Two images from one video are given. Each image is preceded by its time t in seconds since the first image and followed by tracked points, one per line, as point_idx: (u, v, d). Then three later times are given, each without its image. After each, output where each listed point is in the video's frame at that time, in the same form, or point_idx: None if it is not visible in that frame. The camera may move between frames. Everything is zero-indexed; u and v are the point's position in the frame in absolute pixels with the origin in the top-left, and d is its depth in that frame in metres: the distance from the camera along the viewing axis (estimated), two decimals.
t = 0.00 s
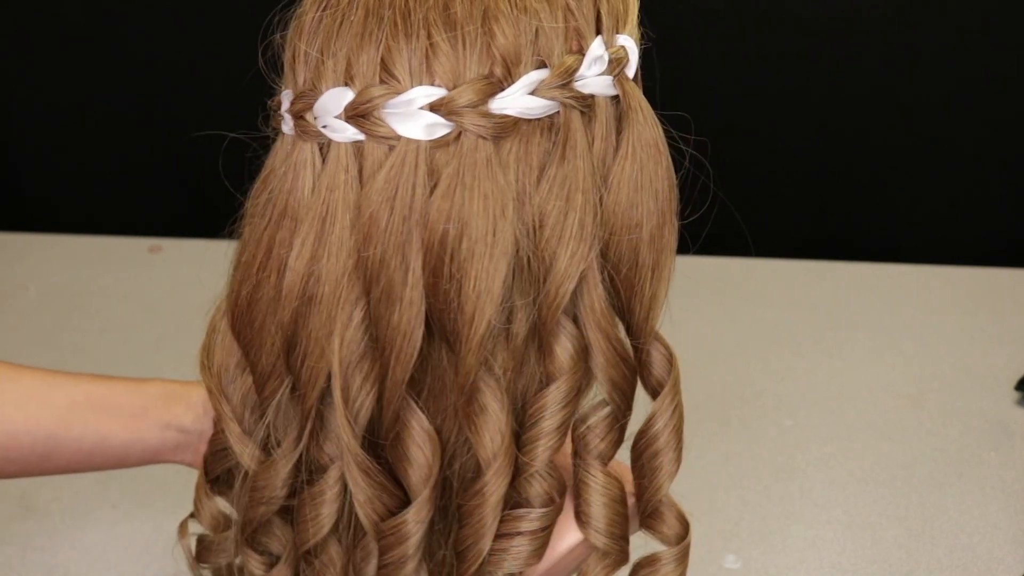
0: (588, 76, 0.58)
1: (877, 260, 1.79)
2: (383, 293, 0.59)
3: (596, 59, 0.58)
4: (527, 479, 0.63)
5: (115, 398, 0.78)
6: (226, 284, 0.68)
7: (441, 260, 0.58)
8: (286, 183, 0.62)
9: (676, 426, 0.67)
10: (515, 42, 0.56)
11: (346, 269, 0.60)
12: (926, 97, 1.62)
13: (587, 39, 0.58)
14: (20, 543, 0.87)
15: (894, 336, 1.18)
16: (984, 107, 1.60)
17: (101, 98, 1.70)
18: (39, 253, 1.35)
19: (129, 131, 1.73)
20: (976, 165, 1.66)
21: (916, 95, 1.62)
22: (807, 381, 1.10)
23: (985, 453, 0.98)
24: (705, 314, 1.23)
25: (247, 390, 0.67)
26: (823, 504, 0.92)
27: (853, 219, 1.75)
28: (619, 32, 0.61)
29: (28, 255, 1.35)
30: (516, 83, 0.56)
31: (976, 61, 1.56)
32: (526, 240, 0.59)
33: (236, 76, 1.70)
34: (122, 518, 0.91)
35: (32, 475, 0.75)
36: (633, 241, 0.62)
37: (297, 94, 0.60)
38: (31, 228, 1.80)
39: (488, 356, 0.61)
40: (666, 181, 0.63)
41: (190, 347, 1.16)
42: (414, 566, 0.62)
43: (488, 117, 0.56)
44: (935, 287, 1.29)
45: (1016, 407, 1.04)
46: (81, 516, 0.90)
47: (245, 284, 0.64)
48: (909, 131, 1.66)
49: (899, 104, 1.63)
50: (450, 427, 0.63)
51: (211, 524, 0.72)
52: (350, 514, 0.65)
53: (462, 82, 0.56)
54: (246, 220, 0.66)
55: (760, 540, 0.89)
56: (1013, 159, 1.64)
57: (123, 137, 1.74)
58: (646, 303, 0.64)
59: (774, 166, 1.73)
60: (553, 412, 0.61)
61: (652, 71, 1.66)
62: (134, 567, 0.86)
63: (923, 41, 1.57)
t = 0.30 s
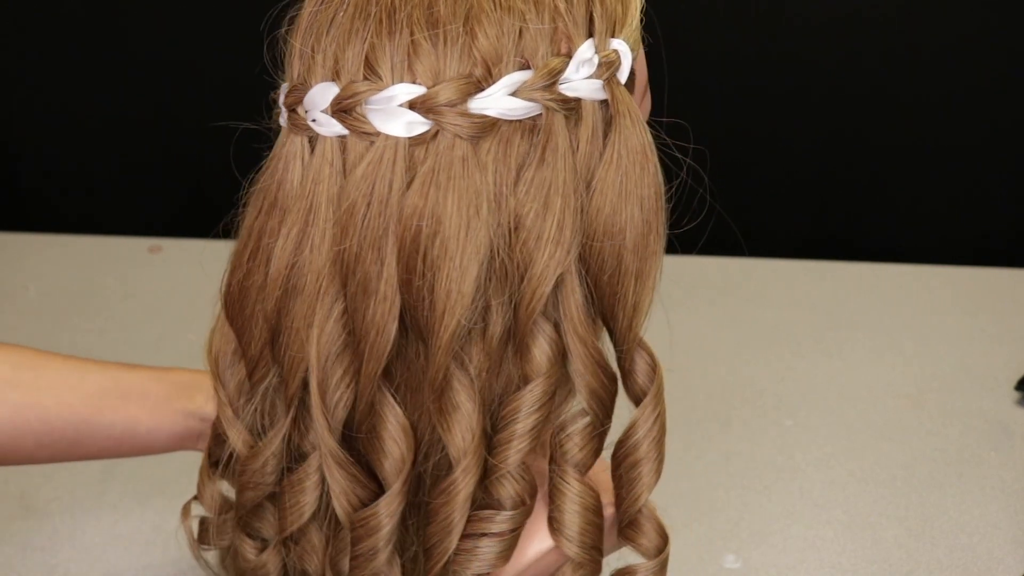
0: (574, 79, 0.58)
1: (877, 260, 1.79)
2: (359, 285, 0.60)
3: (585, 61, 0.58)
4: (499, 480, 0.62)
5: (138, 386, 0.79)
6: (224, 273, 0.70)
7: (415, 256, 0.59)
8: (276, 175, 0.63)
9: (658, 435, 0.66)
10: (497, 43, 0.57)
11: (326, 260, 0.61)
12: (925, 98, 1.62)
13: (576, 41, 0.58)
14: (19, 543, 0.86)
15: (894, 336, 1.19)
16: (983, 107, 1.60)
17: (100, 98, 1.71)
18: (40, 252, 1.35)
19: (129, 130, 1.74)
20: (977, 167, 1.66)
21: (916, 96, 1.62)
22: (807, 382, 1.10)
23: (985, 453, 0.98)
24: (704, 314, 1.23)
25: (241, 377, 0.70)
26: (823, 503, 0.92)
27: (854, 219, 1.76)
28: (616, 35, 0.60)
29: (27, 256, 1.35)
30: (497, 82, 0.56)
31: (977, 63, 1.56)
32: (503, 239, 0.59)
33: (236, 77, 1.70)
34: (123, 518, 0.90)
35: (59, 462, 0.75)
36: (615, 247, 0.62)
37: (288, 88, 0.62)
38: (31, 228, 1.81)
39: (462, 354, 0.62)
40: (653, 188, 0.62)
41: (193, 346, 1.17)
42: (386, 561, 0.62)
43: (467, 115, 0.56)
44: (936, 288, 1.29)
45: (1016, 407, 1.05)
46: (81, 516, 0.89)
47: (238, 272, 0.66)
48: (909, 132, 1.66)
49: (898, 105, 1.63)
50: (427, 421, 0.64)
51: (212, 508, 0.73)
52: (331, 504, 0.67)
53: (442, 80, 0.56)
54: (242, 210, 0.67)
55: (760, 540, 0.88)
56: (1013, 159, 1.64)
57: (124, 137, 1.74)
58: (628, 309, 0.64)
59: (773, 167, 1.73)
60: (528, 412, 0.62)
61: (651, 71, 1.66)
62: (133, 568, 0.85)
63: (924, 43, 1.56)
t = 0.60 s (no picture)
0: (564, 81, 0.58)
1: (877, 259, 1.79)
2: (346, 281, 0.61)
3: (578, 63, 0.58)
4: (482, 480, 0.63)
5: (157, 377, 0.83)
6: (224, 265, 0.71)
7: (399, 253, 0.59)
8: (272, 170, 0.64)
9: (645, 440, 0.66)
10: (486, 44, 0.57)
11: (316, 255, 0.62)
12: (925, 98, 1.62)
13: (569, 43, 0.58)
14: (20, 543, 0.86)
15: (895, 336, 1.19)
16: (983, 107, 1.60)
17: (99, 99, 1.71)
18: (40, 253, 1.35)
19: (129, 130, 1.74)
20: (977, 167, 1.66)
21: (915, 96, 1.62)
22: (807, 381, 1.11)
23: (985, 453, 0.98)
24: (704, 313, 1.23)
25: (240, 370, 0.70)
26: (822, 503, 0.92)
27: (853, 219, 1.76)
28: (613, 38, 0.60)
29: (25, 257, 1.35)
30: (485, 83, 0.56)
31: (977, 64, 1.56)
32: (489, 239, 0.59)
33: (237, 77, 1.70)
34: (124, 518, 0.90)
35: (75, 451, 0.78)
36: (602, 251, 0.61)
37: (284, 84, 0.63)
38: (32, 228, 1.81)
39: (447, 352, 0.62)
40: (644, 194, 0.62)
41: (195, 344, 1.17)
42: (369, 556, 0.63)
43: (454, 115, 0.57)
44: (937, 288, 1.29)
45: (1016, 407, 1.05)
46: (83, 515, 0.90)
47: (234, 265, 0.67)
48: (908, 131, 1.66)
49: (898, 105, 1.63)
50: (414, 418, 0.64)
51: (213, 498, 0.74)
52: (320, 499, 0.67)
53: (431, 79, 0.57)
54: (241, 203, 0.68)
55: (759, 540, 0.88)
56: (1013, 158, 1.64)
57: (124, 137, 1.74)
58: (616, 313, 0.63)
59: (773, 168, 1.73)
60: (512, 413, 0.61)
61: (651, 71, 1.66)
62: (134, 568, 0.85)
63: (923, 43, 1.56)
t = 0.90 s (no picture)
0: (554, 83, 0.58)
1: (877, 259, 1.79)
2: (332, 276, 0.61)
3: (567, 65, 0.58)
4: (462, 478, 0.62)
5: (177, 366, 0.83)
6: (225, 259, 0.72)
7: (382, 250, 0.59)
8: (269, 165, 0.65)
9: (630, 445, 0.65)
10: (474, 45, 0.57)
11: (305, 247, 0.62)
12: (925, 98, 1.62)
13: (560, 44, 0.58)
14: (20, 543, 0.86)
15: (895, 336, 1.19)
16: (983, 108, 1.60)
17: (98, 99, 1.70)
18: (40, 253, 1.35)
19: (129, 131, 1.74)
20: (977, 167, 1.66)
21: (916, 96, 1.62)
22: (807, 381, 1.11)
23: (985, 453, 0.98)
24: (704, 313, 1.23)
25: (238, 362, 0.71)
26: (823, 504, 0.92)
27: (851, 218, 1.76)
28: (606, 40, 0.60)
29: (24, 257, 1.35)
30: (473, 83, 0.57)
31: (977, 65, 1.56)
32: (473, 236, 0.59)
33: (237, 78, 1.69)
34: (124, 519, 0.90)
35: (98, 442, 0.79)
36: (588, 255, 0.60)
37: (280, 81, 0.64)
38: (30, 228, 1.80)
39: (430, 349, 0.62)
40: (633, 198, 0.62)
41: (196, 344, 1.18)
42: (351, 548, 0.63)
43: (440, 114, 0.57)
44: (936, 288, 1.29)
45: (1016, 407, 1.05)
46: (81, 516, 0.89)
47: (232, 257, 0.68)
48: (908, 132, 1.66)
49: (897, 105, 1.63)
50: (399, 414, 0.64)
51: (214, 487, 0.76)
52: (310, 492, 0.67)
53: (418, 78, 0.57)
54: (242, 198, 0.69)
55: (759, 541, 0.88)
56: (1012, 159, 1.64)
57: (124, 138, 1.74)
58: (601, 316, 0.62)
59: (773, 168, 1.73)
60: (495, 412, 0.61)
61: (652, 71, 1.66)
62: (133, 568, 0.85)
63: (923, 44, 1.56)
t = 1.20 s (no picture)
0: (541, 85, 0.58)
1: (876, 258, 1.77)
2: (318, 269, 0.62)
3: (556, 67, 0.58)
4: (439, 476, 0.62)
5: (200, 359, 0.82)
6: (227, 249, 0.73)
7: (365, 244, 0.59)
8: (267, 157, 0.66)
9: (610, 451, 0.64)
10: (461, 44, 0.58)
11: (295, 238, 0.63)
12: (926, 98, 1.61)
13: (549, 45, 0.58)
14: (20, 543, 0.86)
15: (896, 336, 1.19)
16: (986, 109, 1.57)
17: (96, 99, 1.70)
18: (40, 254, 1.36)
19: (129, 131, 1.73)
20: (976, 166, 1.63)
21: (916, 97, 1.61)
22: (807, 381, 1.11)
23: (985, 453, 0.99)
24: (704, 313, 1.24)
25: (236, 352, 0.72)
26: (823, 504, 0.93)
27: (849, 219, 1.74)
28: (599, 43, 0.60)
29: (24, 258, 1.35)
30: (459, 82, 0.57)
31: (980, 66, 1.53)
32: (453, 233, 0.59)
33: (236, 79, 1.68)
34: (124, 518, 0.90)
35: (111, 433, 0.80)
36: (572, 259, 0.60)
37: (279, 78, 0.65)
38: (31, 228, 1.80)
39: (411, 346, 0.62)
40: (618, 202, 0.61)
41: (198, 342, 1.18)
42: (330, 539, 0.63)
43: (425, 112, 0.57)
44: (935, 288, 1.30)
45: (1016, 407, 1.05)
46: (82, 515, 0.90)
47: (232, 248, 0.69)
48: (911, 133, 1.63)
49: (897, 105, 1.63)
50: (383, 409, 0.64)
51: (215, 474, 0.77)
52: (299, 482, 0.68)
53: (404, 75, 0.58)
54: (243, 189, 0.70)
55: (760, 541, 0.88)
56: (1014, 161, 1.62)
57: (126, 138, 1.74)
58: (583, 319, 0.62)
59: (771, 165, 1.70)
60: (474, 411, 0.61)
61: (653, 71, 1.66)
62: (134, 568, 0.84)
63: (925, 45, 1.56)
